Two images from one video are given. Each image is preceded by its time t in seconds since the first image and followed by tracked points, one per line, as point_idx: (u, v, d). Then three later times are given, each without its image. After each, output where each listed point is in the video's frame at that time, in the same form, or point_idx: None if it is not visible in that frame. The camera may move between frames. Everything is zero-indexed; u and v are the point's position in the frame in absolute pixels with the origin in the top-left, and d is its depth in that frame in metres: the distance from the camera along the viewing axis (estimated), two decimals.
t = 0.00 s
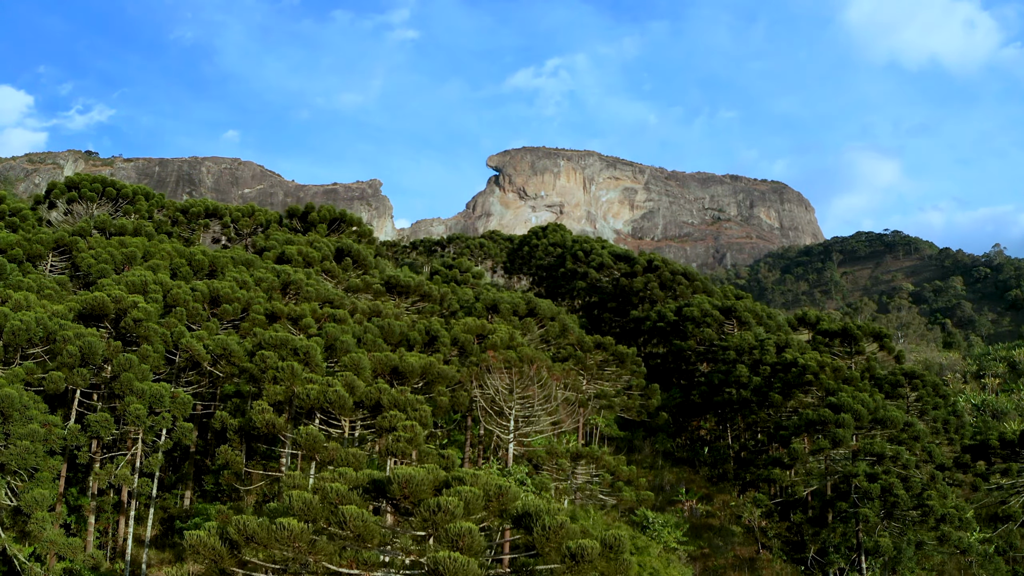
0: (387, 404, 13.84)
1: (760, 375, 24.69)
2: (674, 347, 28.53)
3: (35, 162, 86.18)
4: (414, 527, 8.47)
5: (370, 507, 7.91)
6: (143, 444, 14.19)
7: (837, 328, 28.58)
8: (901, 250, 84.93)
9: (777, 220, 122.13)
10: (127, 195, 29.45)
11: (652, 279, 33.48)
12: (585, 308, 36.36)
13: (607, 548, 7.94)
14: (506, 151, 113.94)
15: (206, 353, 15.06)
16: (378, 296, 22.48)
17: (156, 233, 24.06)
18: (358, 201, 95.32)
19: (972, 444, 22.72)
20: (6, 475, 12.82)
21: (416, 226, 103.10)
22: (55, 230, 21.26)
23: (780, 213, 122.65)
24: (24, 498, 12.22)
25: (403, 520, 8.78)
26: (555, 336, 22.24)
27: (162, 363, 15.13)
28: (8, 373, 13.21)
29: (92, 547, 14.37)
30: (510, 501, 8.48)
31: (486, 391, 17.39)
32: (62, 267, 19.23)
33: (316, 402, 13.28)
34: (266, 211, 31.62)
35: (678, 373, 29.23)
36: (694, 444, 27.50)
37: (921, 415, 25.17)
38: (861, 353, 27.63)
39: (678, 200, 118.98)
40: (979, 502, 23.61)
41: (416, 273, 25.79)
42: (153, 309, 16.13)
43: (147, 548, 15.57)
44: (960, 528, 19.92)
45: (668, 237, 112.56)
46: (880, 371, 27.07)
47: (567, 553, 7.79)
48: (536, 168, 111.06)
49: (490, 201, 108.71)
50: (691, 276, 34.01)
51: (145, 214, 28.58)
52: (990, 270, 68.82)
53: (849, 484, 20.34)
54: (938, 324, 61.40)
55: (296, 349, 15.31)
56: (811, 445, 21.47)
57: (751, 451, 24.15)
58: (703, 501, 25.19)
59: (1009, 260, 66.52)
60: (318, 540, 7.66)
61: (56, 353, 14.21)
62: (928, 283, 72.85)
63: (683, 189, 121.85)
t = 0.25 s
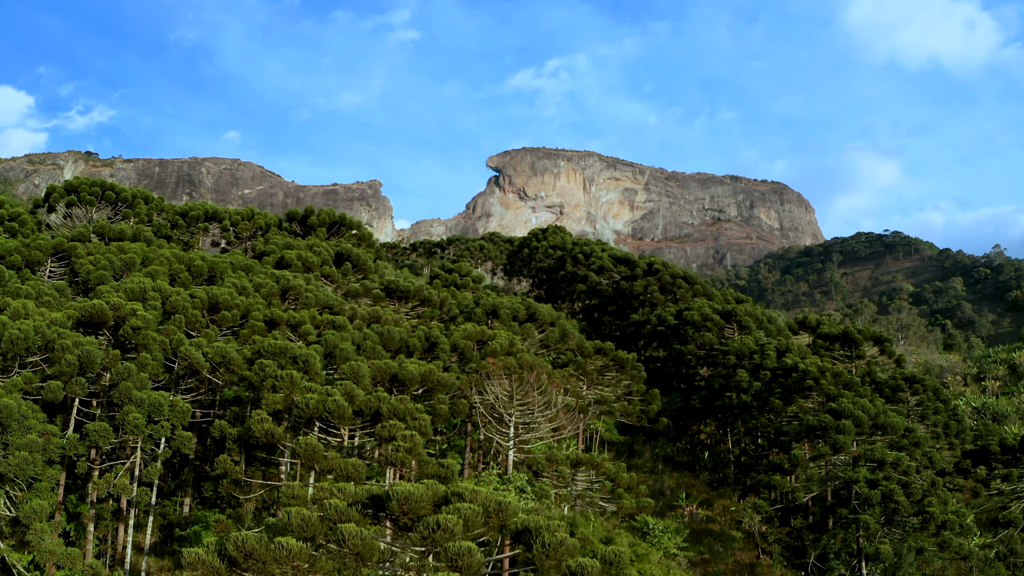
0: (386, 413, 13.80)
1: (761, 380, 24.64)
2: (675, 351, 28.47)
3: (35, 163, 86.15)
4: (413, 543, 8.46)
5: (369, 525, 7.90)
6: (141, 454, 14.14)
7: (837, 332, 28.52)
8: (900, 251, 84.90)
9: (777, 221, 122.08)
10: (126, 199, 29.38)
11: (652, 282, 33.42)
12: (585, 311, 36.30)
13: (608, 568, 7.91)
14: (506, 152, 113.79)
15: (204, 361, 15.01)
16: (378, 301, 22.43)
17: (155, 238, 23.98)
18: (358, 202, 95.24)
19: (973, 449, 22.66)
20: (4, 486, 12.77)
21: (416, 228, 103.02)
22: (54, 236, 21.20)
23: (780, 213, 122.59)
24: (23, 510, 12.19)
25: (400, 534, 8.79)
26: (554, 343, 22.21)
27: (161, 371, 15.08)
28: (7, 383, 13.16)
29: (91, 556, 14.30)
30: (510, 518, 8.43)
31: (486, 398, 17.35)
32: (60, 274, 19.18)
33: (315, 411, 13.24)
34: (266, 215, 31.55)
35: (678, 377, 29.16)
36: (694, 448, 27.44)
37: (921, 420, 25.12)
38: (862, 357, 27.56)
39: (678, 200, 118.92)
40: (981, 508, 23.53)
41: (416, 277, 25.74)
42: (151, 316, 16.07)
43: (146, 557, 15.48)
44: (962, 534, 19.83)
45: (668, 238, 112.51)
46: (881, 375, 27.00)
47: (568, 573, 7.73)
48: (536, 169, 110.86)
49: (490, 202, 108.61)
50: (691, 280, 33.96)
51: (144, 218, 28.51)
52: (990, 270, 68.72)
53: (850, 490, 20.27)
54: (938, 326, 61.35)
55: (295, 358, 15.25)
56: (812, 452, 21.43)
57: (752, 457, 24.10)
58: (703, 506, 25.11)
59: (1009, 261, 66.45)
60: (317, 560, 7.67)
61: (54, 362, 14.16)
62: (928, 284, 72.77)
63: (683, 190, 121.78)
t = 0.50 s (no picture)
0: (386, 421, 13.77)
1: (761, 385, 24.62)
2: (675, 355, 28.45)
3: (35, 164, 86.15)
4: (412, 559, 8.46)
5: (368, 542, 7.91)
6: (141, 462, 14.11)
7: (838, 336, 28.49)
8: (901, 252, 84.80)
9: (777, 222, 122.07)
10: (125, 203, 29.36)
11: (652, 286, 33.40)
12: (585, 314, 36.26)
13: None
14: (506, 153, 113.74)
15: (203, 369, 14.99)
16: (378, 307, 22.40)
17: (154, 243, 23.96)
18: (358, 202, 95.18)
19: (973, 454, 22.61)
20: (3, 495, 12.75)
21: (416, 228, 103.01)
22: (53, 242, 21.19)
23: (780, 214, 122.61)
24: (22, 520, 12.18)
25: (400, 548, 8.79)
26: (554, 348, 22.20)
27: (160, 379, 15.06)
28: (5, 393, 13.15)
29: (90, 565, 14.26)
30: (509, 534, 8.40)
31: (486, 405, 17.33)
32: (60, 280, 19.17)
33: (314, 421, 13.20)
34: (266, 218, 31.52)
35: (678, 381, 29.15)
36: (694, 452, 27.41)
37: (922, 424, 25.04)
38: (862, 361, 27.52)
39: (678, 201, 118.92)
40: (981, 513, 23.48)
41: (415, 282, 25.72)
42: (150, 323, 16.05)
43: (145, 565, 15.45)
44: (962, 540, 19.76)
45: (668, 238, 112.52)
46: (881, 379, 26.95)
47: None
48: (536, 169, 110.79)
49: (490, 202, 108.58)
50: (691, 283, 33.93)
51: (144, 222, 28.48)
52: (990, 271, 68.62)
53: (850, 496, 20.20)
54: (938, 328, 61.30)
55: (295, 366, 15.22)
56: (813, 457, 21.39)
57: (752, 462, 24.07)
58: (704, 511, 25.08)
59: (1009, 262, 66.38)
60: None
61: (53, 370, 14.14)
62: (928, 285, 72.68)
63: (684, 191, 121.69)
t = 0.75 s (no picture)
0: (386, 430, 13.76)
1: (761, 390, 24.58)
2: (675, 359, 28.42)
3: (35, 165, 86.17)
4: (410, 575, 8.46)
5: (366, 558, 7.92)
6: (139, 470, 14.16)
7: (838, 340, 28.45)
8: (901, 252, 84.73)
9: (777, 222, 122.06)
10: (125, 206, 29.31)
11: (653, 289, 33.36)
12: (585, 317, 36.20)
13: None
14: (506, 153, 113.68)
15: (203, 377, 14.95)
16: (377, 312, 22.37)
17: (154, 248, 23.92)
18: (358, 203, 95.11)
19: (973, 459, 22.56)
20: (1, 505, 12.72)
21: (416, 229, 102.97)
22: (52, 247, 21.15)
23: (780, 215, 122.61)
24: (21, 530, 12.15)
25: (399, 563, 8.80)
26: (554, 353, 22.17)
27: (160, 387, 15.02)
28: (4, 402, 13.11)
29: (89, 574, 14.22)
30: (508, 548, 8.36)
31: (486, 411, 17.30)
32: (59, 286, 19.13)
33: (314, 430, 13.16)
34: (265, 221, 31.48)
35: (678, 384, 29.10)
36: (694, 456, 27.36)
37: (922, 429, 24.96)
38: (862, 365, 27.48)
39: (678, 201, 118.89)
40: (982, 518, 23.42)
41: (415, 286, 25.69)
42: (149, 330, 16.00)
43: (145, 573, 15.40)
44: (963, 546, 19.70)
45: (668, 239, 112.49)
46: (882, 383, 26.90)
47: None
48: (536, 170, 110.70)
49: (490, 203, 108.52)
50: (692, 287, 33.90)
51: (143, 226, 28.43)
52: (990, 272, 68.52)
53: (851, 501, 20.13)
54: (938, 329, 61.24)
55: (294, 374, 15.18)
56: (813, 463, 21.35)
57: (753, 467, 24.02)
58: (704, 515, 25.02)
59: (1010, 263, 66.30)
60: None
61: (52, 378, 14.10)
62: (928, 285, 72.58)
63: (684, 191, 121.60)
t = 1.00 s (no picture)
0: (386, 438, 13.73)
1: (762, 395, 24.54)
2: (675, 362, 28.38)
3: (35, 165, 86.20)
4: None
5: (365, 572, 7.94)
6: (139, 477, 14.09)
7: (839, 343, 28.40)
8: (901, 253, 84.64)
9: (777, 222, 122.05)
10: (124, 210, 29.27)
11: (653, 292, 33.32)
12: (585, 320, 36.16)
13: None
14: (506, 154, 113.60)
15: (202, 385, 14.90)
16: (377, 317, 22.33)
17: (153, 252, 23.88)
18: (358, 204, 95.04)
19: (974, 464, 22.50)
20: None
21: (416, 229, 102.93)
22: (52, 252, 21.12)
23: (780, 215, 122.59)
24: (20, 540, 12.11)
25: None
26: (554, 357, 22.13)
27: (159, 394, 14.97)
28: (2, 411, 13.07)
29: None
30: (508, 562, 8.33)
31: (486, 417, 17.30)
32: (58, 291, 19.09)
33: (314, 439, 13.13)
34: (265, 224, 31.43)
35: (679, 388, 29.06)
36: (694, 460, 27.31)
37: (923, 433, 24.88)
38: (863, 369, 27.43)
39: (678, 202, 118.86)
40: (983, 522, 23.36)
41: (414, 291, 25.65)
42: (148, 337, 15.95)
43: None
44: (964, 552, 19.63)
45: (668, 239, 112.48)
46: (882, 387, 26.85)
47: None
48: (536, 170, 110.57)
49: (490, 203, 108.44)
50: (692, 290, 33.86)
51: (143, 229, 28.38)
52: (990, 272, 68.41)
53: (852, 507, 20.07)
54: (938, 330, 61.16)
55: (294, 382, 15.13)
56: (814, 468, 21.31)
57: (753, 471, 23.97)
58: (705, 520, 24.97)
59: (1010, 264, 66.22)
60: None
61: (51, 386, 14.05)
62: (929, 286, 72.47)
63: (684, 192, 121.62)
